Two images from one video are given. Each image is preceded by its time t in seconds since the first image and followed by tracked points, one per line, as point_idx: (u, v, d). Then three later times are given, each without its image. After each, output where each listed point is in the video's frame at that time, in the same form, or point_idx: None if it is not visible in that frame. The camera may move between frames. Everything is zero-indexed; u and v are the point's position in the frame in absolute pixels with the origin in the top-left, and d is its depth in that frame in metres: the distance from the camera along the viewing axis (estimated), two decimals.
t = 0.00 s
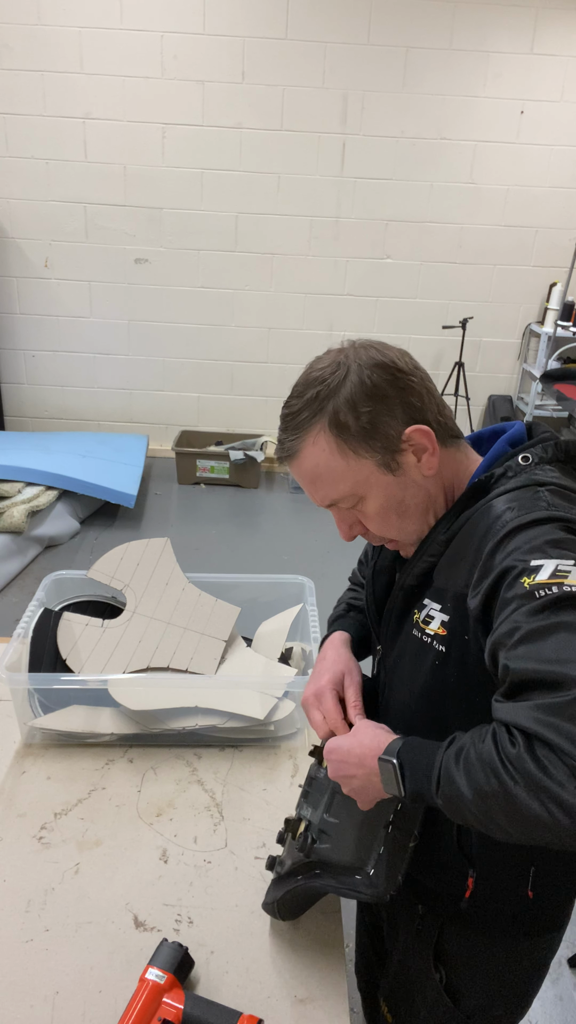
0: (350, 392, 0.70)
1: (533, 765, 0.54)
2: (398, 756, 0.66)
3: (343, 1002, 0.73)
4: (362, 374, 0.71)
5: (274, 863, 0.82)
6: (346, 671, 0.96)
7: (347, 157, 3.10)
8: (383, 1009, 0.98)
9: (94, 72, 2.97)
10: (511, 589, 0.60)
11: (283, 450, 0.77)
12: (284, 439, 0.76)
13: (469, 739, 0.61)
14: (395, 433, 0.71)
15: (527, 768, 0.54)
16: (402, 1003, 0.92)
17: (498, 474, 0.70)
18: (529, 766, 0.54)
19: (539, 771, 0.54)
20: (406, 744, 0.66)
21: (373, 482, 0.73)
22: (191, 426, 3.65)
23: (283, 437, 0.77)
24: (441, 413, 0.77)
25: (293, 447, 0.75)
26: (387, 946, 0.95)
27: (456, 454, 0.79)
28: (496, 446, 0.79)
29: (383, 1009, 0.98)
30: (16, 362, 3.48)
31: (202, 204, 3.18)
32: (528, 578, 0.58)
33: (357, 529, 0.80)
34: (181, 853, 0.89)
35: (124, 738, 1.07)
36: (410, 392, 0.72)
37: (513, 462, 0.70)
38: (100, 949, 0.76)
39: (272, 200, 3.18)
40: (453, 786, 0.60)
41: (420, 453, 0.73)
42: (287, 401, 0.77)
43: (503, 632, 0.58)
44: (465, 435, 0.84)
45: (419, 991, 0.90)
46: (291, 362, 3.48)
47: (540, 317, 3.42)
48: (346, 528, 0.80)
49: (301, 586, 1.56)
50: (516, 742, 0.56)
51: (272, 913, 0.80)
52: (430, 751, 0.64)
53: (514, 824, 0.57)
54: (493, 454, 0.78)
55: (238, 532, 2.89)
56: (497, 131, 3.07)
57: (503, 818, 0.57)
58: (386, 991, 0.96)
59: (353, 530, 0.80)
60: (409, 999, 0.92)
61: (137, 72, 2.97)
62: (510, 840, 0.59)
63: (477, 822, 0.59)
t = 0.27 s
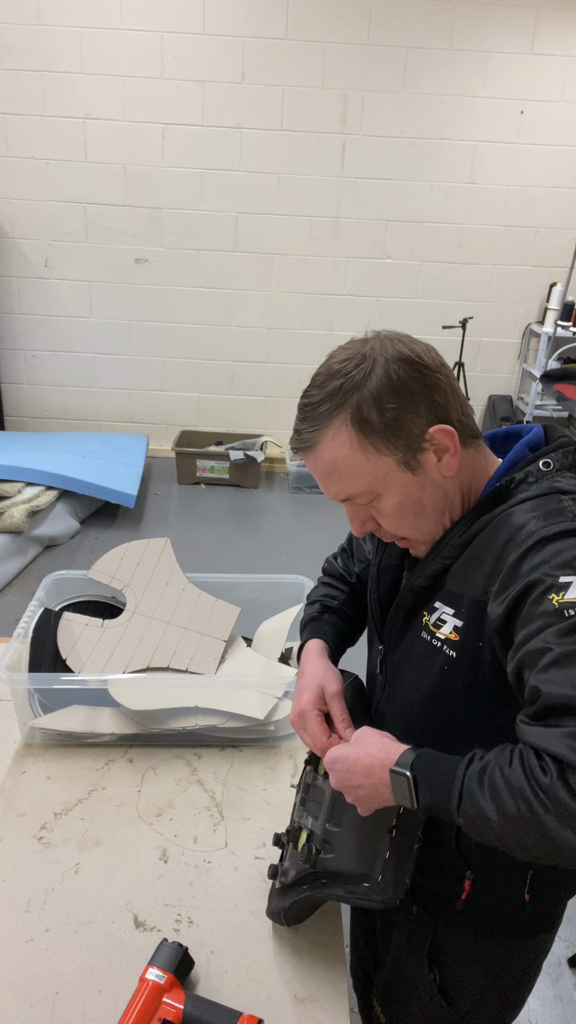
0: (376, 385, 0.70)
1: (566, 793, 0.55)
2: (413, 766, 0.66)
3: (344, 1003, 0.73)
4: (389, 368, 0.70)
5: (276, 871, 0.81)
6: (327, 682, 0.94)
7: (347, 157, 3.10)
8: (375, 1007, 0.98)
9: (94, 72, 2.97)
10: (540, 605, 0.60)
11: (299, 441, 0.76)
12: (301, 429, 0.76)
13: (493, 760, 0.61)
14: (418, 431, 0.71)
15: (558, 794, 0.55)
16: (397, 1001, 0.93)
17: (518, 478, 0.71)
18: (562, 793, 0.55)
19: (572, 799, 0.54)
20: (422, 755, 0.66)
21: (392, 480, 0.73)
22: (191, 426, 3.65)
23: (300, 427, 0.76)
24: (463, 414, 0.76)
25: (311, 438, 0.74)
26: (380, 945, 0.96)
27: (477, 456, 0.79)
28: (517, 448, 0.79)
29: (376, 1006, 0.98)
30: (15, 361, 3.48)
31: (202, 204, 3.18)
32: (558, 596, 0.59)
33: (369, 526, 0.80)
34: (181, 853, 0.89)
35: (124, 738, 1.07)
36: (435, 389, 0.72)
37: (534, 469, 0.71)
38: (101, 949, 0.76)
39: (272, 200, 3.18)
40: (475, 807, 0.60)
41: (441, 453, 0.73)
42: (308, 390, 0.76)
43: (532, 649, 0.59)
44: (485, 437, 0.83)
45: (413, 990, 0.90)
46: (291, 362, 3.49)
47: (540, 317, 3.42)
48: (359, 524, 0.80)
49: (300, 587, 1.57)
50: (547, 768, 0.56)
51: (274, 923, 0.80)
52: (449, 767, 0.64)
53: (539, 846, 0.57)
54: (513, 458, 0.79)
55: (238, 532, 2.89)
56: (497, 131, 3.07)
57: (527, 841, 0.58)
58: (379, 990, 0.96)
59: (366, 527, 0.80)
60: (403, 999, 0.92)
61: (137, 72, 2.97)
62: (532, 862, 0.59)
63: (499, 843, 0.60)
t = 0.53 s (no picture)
0: (395, 387, 0.69)
1: None
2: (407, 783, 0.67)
3: (344, 1002, 0.73)
4: (408, 370, 0.70)
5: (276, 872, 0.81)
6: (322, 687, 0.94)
7: (347, 157, 3.10)
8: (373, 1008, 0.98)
9: (94, 72, 2.97)
10: (553, 616, 0.60)
11: (311, 441, 0.75)
12: (313, 430, 0.75)
13: (497, 775, 0.61)
14: (436, 435, 0.71)
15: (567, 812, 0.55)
16: (397, 1005, 0.93)
17: (531, 482, 0.71)
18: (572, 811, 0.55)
19: None
20: (416, 772, 0.67)
21: (407, 484, 0.73)
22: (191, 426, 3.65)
23: (312, 427, 0.75)
24: (478, 418, 0.77)
25: (324, 439, 0.73)
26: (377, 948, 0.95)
27: (487, 459, 0.79)
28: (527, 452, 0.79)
29: (374, 1008, 0.98)
30: (15, 362, 3.48)
31: (202, 204, 3.18)
32: (572, 606, 0.59)
33: (380, 529, 0.79)
34: (181, 853, 0.89)
35: (124, 738, 1.07)
36: (452, 392, 0.72)
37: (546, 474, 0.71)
38: (101, 949, 0.76)
39: (272, 199, 3.18)
40: (480, 823, 0.60)
41: (456, 457, 0.73)
42: (321, 389, 0.75)
43: (544, 660, 0.59)
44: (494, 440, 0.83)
45: (414, 993, 0.90)
46: (291, 362, 3.49)
47: (540, 317, 3.42)
48: (368, 526, 0.80)
49: (301, 586, 1.57)
50: (555, 786, 0.56)
51: (271, 922, 0.80)
52: (448, 785, 0.65)
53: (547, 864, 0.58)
54: (523, 462, 0.79)
55: (238, 532, 2.89)
56: (497, 131, 3.07)
57: (533, 858, 0.58)
58: (377, 993, 0.96)
59: (376, 529, 0.79)
60: (403, 1003, 0.92)
61: (137, 72, 2.97)
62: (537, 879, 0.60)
63: (502, 860, 0.60)
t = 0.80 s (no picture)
0: (398, 389, 0.69)
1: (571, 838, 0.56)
2: (404, 806, 0.67)
3: (344, 1002, 0.73)
4: (412, 372, 0.70)
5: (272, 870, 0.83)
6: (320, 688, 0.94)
7: (347, 157, 3.10)
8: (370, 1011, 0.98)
9: (94, 72, 2.97)
10: (552, 634, 0.60)
11: (313, 441, 0.75)
12: (315, 430, 0.75)
13: (495, 801, 0.62)
14: (438, 437, 0.71)
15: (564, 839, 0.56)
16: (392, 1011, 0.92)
17: (532, 490, 0.71)
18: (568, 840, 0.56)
19: None
20: (412, 794, 0.67)
21: (408, 487, 0.73)
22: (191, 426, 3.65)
23: (313, 428, 0.75)
24: (481, 422, 0.77)
25: (326, 439, 0.73)
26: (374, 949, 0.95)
27: (489, 463, 0.79)
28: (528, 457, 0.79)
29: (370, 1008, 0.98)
30: (15, 361, 3.48)
31: (202, 204, 3.18)
32: (571, 623, 0.59)
33: (381, 530, 0.79)
34: (181, 853, 0.89)
35: (124, 738, 1.07)
36: (456, 394, 0.72)
37: (547, 480, 0.70)
38: (101, 949, 0.76)
39: (273, 199, 3.18)
40: (481, 843, 0.61)
41: (458, 460, 0.73)
42: (324, 389, 0.75)
43: (543, 678, 0.59)
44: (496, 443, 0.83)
45: (410, 997, 0.89)
46: (291, 362, 3.49)
47: (540, 317, 3.42)
48: (370, 527, 0.80)
49: (301, 587, 1.57)
50: (551, 813, 0.57)
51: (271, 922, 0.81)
52: (444, 809, 0.65)
53: (543, 887, 0.59)
54: (524, 467, 0.78)
55: (238, 532, 2.89)
56: (497, 131, 3.07)
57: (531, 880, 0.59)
58: (374, 995, 0.96)
59: (377, 531, 0.79)
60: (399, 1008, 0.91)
61: (137, 72, 2.97)
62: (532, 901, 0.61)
63: (500, 885, 0.61)
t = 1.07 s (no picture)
0: (397, 390, 0.69)
1: None
2: (425, 804, 0.67)
3: (344, 1002, 0.73)
4: (412, 373, 0.70)
5: (268, 872, 0.83)
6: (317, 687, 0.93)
7: (347, 157, 3.10)
8: (367, 1007, 0.98)
9: (94, 72, 2.97)
10: (567, 652, 0.60)
11: (312, 440, 0.75)
12: (314, 429, 0.75)
13: (518, 809, 0.62)
14: (438, 439, 0.71)
15: None
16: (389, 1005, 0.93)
17: (533, 491, 0.70)
18: None
19: None
20: (433, 795, 0.67)
21: (408, 488, 0.73)
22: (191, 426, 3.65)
23: (313, 427, 0.75)
24: (482, 423, 0.76)
25: (325, 439, 0.73)
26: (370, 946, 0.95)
27: (488, 464, 0.79)
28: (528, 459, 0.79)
29: (368, 1007, 0.98)
30: (15, 361, 3.47)
31: (202, 204, 3.18)
32: None
33: (380, 530, 0.80)
34: (181, 853, 0.89)
35: (124, 738, 1.07)
36: (457, 395, 0.72)
37: (548, 483, 0.69)
38: (101, 949, 0.76)
39: (273, 199, 3.18)
40: (500, 856, 0.61)
41: (458, 461, 0.73)
42: (323, 388, 0.75)
43: (565, 700, 0.59)
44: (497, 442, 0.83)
45: (405, 993, 0.90)
46: (291, 363, 3.49)
47: (540, 317, 3.42)
48: (368, 527, 0.80)
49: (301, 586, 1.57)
50: None
51: (268, 922, 0.80)
52: (465, 814, 0.65)
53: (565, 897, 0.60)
54: (525, 468, 0.78)
55: (238, 532, 2.88)
56: (497, 131, 3.07)
57: (551, 891, 0.60)
58: (370, 992, 0.96)
59: (376, 530, 0.80)
60: (395, 1003, 0.92)
61: (137, 72, 2.97)
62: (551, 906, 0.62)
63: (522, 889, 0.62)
